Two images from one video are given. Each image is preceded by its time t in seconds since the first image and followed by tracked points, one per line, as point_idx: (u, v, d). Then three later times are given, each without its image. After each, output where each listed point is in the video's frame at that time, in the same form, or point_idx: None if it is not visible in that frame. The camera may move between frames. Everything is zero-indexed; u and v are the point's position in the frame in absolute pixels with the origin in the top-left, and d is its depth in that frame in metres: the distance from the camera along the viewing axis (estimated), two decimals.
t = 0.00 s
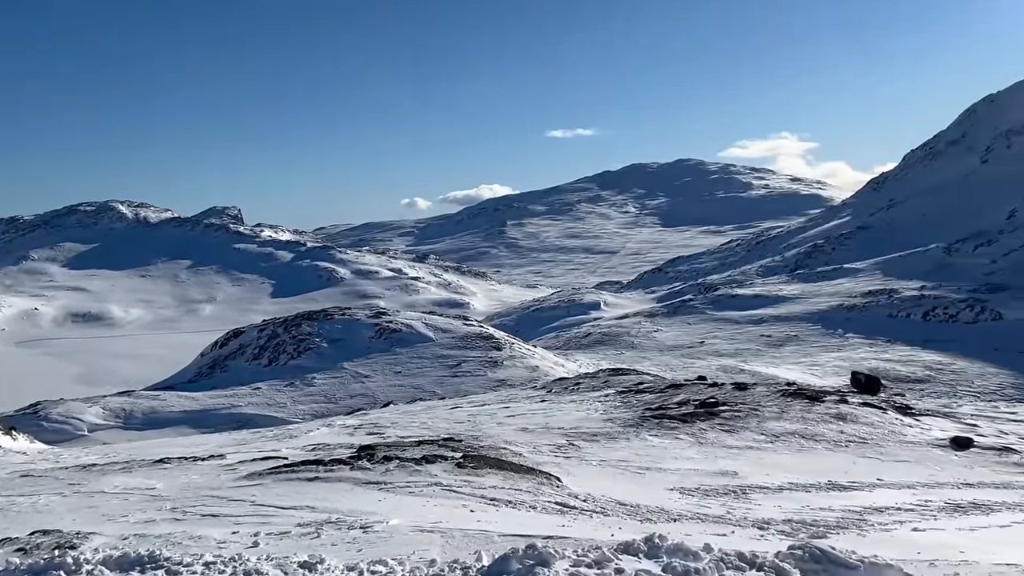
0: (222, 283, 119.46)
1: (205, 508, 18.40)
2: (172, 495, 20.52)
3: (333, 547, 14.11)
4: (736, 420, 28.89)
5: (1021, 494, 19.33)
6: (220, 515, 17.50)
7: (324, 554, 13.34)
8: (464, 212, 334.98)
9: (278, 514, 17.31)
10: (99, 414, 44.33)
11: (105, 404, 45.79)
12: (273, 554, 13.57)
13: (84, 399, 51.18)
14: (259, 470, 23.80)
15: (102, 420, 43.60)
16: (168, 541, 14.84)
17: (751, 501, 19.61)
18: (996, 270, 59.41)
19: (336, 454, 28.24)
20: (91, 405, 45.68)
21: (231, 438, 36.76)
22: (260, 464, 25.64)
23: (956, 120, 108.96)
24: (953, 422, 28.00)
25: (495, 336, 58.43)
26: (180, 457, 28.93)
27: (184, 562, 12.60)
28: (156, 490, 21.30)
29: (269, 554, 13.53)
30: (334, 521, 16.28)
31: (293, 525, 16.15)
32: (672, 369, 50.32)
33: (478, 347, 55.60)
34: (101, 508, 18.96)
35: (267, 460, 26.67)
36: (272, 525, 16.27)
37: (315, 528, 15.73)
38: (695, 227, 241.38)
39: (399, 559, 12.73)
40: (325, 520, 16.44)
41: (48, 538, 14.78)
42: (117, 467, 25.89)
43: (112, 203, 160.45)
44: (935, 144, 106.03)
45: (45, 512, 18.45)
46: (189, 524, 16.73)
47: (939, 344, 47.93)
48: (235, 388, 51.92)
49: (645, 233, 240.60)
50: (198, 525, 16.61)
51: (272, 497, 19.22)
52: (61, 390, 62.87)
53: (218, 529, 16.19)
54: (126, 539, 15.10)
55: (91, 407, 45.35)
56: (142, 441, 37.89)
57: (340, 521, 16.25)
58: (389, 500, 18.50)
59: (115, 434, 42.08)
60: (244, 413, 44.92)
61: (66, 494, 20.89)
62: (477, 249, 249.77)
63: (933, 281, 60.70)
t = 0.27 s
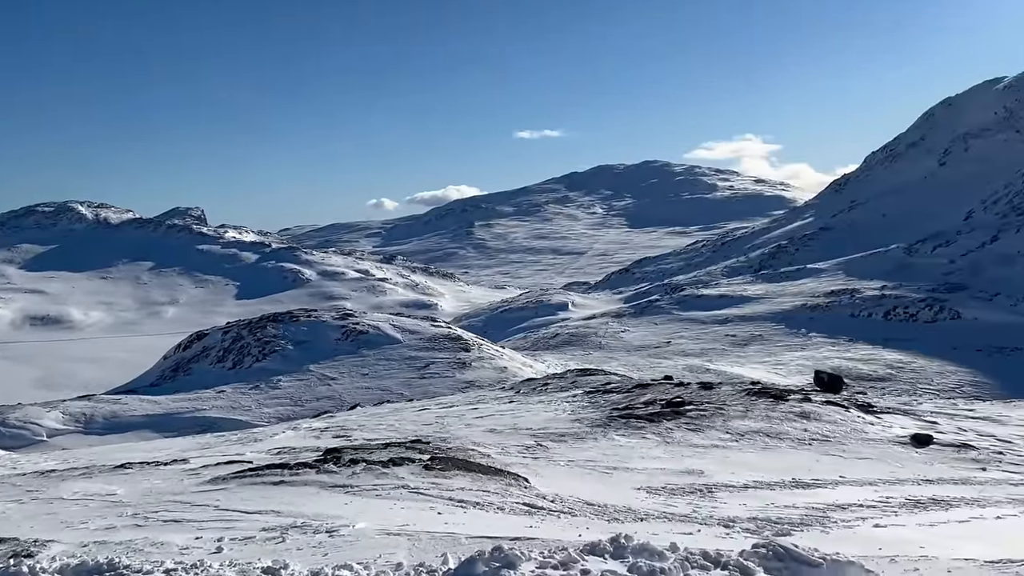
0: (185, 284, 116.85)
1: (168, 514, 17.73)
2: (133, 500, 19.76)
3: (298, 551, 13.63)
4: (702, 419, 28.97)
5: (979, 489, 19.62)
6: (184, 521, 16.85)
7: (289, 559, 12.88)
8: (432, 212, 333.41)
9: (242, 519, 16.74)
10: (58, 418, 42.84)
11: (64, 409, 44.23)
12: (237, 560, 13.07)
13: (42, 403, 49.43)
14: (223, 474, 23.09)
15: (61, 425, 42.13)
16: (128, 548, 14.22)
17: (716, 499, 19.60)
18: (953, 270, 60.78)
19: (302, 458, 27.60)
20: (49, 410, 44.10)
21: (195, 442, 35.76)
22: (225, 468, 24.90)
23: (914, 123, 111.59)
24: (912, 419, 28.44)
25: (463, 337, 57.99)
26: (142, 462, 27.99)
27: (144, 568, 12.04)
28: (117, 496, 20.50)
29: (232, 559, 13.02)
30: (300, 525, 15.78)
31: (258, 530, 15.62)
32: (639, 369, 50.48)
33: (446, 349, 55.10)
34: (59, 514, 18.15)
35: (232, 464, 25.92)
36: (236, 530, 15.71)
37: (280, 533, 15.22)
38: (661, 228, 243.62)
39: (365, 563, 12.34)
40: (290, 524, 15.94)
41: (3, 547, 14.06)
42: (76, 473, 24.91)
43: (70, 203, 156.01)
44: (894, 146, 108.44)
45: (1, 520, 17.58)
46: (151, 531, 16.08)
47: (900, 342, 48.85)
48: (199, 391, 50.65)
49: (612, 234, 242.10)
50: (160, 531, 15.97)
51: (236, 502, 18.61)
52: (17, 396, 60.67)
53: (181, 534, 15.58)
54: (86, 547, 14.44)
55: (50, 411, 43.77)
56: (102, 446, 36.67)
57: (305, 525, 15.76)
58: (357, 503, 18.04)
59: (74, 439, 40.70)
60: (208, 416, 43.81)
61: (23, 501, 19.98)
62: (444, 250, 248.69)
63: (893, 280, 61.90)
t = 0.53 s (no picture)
0: (147, 287, 114.11)
1: (129, 521, 17.11)
2: (93, 507, 19.05)
3: (262, 557, 13.21)
4: (668, 419, 29.10)
5: (937, 486, 19.92)
6: (145, 527, 16.27)
7: (252, 565, 12.48)
8: (399, 214, 331.26)
9: (206, 525, 16.22)
10: (14, 424, 41.34)
11: (21, 415, 42.71)
12: (199, 567, 12.62)
13: None
14: (186, 480, 22.44)
15: (17, 431, 40.67)
16: (87, 556, 13.67)
17: (683, 499, 19.62)
18: (911, 271, 62.09)
19: (267, 462, 26.99)
20: (5, 416, 42.54)
21: (157, 447, 34.79)
22: (189, 473, 24.21)
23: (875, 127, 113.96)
24: (873, 418, 28.88)
25: (431, 339, 57.54)
26: (103, 468, 27.10)
27: None
28: (77, 503, 19.76)
29: (193, 567, 12.56)
30: (265, 530, 15.35)
31: (221, 536, 15.14)
32: (607, 370, 50.63)
33: (414, 351, 54.60)
34: (15, 523, 17.41)
35: (196, 469, 25.22)
36: (198, 536, 15.21)
37: (244, 538, 14.78)
38: (628, 230, 245.46)
39: (331, 568, 12.00)
40: (255, 529, 15.48)
41: None
42: (33, 480, 23.97)
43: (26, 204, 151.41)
44: (855, 150, 110.63)
45: None
46: (111, 538, 15.48)
47: (861, 343, 49.75)
48: (161, 396, 49.41)
49: (580, 236, 243.23)
50: (121, 539, 15.38)
51: (200, 508, 18.05)
52: None
53: (142, 542, 15.03)
54: (42, 556, 13.84)
55: (5, 417, 42.22)
56: (61, 452, 35.47)
57: (270, 530, 15.33)
58: (324, 507, 17.62)
59: (31, 445, 39.33)
60: (170, 421, 42.71)
61: None
62: (412, 252, 247.22)
63: (854, 282, 63.04)
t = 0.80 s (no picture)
0: (106, 290, 111.05)
1: (87, 529, 16.41)
2: (49, 515, 18.26)
3: (225, 564, 12.74)
4: (635, 420, 29.14)
5: (898, 484, 20.22)
6: (104, 536, 15.61)
7: (214, 574, 12.01)
8: (365, 216, 328.39)
9: (167, 532, 15.64)
10: None
11: None
12: None
13: None
14: (146, 486, 21.68)
15: None
16: (42, 566, 13.04)
17: (649, 500, 19.59)
18: (871, 273, 63.34)
19: (230, 467, 26.28)
20: None
21: (117, 453, 33.72)
22: (150, 479, 23.43)
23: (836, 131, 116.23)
24: (835, 418, 29.29)
25: (397, 342, 56.96)
26: (59, 476, 26.08)
27: None
28: (32, 511, 18.94)
29: None
30: (228, 537, 14.85)
31: (184, 543, 14.59)
32: (574, 371, 50.68)
33: (380, 354, 53.95)
34: None
35: (157, 475, 24.42)
36: (160, 543, 14.64)
37: (207, 545, 14.27)
38: (595, 232, 246.99)
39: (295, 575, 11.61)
40: (218, 536, 14.96)
41: None
42: None
43: None
44: (817, 153, 112.73)
45: None
46: (68, 547, 14.82)
47: (823, 343, 50.56)
48: (120, 401, 47.97)
49: (547, 238, 243.86)
50: (78, 547, 14.73)
51: (161, 514, 17.41)
52: None
53: (101, 550, 14.40)
54: None
55: None
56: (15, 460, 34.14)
57: (234, 537, 14.83)
58: (288, 513, 17.14)
59: None
60: (129, 426, 41.45)
61: None
62: (378, 254, 245.09)
63: (816, 284, 64.12)
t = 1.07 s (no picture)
0: (62, 294, 107.87)
1: (43, 539, 15.73)
2: (2, 526, 17.47)
3: (187, 572, 12.30)
4: (601, 423, 29.17)
5: (858, 483, 20.55)
6: (61, 545, 14.97)
7: None
8: (330, 219, 325.00)
9: (127, 540, 15.07)
10: None
11: None
12: None
13: None
14: (105, 494, 20.94)
15: None
16: None
17: (615, 502, 19.57)
18: (832, 276, 64.48)
19: (193, 474, 25.58)
20: None
21: (73, 460, 32.62)
22: (109, 487, 22.64)
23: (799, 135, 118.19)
24: (797, 418, 29.69)
25: (363, 346, 56.30)
26: (13, 484, 25.08)
27: None
28: None
29: None
30: (190, 544, 14.36)
31: (144, 551, 14.07)
32: (541, 374, 50.66)
33: (346, 358, 53.24)
34: None
35: (117, 483, 23.63)
36: (119, 552, 14.10)
37: (168, 553, 13.77)
38: (562, 235, 248.07)
39: None
40: (180, 543, 14.47)
41: None
42: None
43: None
44: (780, 158, 114.55)
45: None
46: (22, 557, 14.17)
47: (786, 345, 51.34)
48: (77, 407, 46.50)
49: (514, 241, 244.15)
50: (33, 557, 14.08)
51: (121, 522, 16.79)
52: None
53: (57, 560, 13.80)
54: None
55: None
56: None
57: (196, 544, 14.35)
58: (252, 519, 16.69)
59: None
60: (86, 433, 40.19)
61: None
62: (344, 257, 242.41)
63: (779, 286, 65.12)
